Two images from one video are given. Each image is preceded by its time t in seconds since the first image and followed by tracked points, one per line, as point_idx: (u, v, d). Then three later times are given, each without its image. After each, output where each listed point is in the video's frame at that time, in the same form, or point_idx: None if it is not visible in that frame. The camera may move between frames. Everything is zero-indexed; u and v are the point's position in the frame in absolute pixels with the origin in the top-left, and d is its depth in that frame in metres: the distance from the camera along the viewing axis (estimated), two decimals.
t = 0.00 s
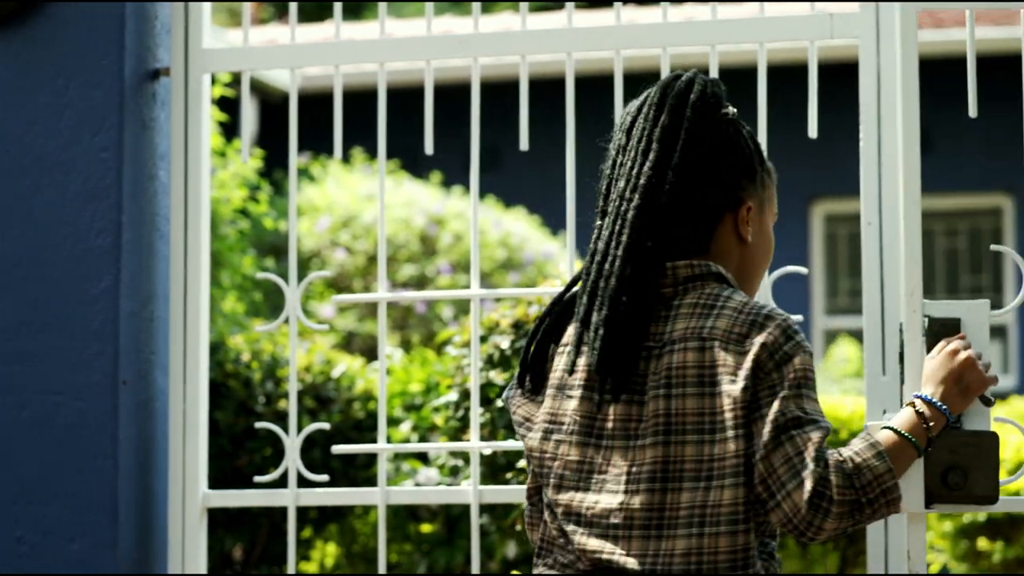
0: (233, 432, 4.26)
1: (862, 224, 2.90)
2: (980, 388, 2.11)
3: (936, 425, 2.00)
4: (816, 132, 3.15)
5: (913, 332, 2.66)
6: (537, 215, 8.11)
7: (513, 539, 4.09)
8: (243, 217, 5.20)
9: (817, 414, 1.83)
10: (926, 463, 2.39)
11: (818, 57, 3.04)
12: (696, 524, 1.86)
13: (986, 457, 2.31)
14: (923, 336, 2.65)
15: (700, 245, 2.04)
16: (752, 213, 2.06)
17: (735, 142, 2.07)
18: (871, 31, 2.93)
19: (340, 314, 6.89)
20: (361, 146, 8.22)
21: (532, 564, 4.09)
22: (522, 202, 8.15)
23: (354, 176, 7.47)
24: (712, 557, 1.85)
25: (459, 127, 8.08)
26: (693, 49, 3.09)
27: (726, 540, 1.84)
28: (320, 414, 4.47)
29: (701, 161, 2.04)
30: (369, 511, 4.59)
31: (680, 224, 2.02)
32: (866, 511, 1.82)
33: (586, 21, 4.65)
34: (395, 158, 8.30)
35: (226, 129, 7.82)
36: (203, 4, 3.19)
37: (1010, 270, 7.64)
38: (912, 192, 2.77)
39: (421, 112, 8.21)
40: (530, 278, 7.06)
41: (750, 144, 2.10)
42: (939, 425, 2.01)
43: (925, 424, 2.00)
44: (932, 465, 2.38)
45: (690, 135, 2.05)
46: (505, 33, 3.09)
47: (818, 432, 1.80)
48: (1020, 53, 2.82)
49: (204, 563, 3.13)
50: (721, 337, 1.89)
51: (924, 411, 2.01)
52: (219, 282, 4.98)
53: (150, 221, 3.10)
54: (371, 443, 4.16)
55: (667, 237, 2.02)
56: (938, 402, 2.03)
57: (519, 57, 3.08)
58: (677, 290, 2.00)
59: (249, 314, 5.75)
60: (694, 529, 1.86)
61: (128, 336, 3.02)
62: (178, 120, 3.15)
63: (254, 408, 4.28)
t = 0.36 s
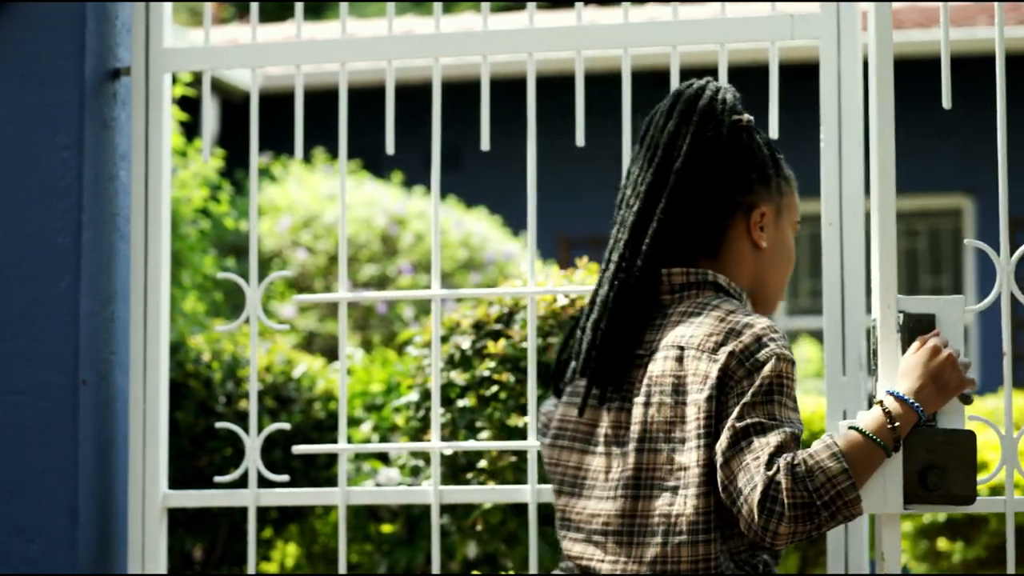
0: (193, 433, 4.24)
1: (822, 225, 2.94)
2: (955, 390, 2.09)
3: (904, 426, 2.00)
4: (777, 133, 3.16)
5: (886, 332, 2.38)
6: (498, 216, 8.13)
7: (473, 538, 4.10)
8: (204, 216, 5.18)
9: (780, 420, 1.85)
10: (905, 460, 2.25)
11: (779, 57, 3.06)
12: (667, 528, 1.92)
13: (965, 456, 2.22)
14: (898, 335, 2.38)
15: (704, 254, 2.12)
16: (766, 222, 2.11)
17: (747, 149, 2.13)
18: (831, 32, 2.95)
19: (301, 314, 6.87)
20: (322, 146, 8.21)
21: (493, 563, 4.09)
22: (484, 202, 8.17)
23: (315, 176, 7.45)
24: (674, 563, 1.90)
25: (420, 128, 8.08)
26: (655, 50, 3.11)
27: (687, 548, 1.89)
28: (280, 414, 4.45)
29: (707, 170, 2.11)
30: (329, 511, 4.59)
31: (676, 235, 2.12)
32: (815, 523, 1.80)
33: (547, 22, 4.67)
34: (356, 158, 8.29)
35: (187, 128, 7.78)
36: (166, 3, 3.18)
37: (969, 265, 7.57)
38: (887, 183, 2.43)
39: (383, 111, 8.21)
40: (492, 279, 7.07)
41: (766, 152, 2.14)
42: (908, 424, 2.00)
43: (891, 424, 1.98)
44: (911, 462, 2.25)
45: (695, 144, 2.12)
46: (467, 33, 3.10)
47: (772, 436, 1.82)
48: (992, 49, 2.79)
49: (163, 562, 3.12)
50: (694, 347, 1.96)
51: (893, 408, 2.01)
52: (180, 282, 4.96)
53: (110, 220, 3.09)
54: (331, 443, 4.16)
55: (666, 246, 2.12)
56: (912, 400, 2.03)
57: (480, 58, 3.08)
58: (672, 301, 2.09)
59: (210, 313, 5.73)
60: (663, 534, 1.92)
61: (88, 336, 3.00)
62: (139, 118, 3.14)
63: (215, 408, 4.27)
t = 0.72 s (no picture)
0: (150, 432, 4.21)
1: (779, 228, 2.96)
2: (911, 385, 2.09)
3: (855, 412, 2.05)
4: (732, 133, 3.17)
5: (851, 330, 2.20)
6: (455, 216, 8.14)
7: (430, 539, 4.10)
8: (160, 216, 5.16)
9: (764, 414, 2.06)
10: (871, 459, 2.12)
11: (736, 57, 3.08)
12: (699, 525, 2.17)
13: (929, 455, 2.12)
14: (862, 333, 2.20)
15: (761, 251, 2.28)
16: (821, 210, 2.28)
17: (795, 144, 2.27)
18: (787, 31, 2.98)
19: (258, 314, 6.85)
20: (279, 146, 8.18)
21: (449, 563, 4.16)
22: (440, 202, 8.18)
23: (272, 176, 7.41)
24: (711, 558, 2.15)
25: (376, 129, 8.08)
26: (614, 51, 3.13)
27: (716, 545, 2.14)
28: (236, 413, 4.44)
29: (757, 173, 2.23)
30: (286, 511, 4.58)
31: (725, 234, 2.26)
32: (764, 505, 2.01)
33: (504, 24, 4.71)
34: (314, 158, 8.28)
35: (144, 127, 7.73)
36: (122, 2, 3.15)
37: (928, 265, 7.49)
38: (852, 170, 2.22)
39: (340, 111, 8.23)
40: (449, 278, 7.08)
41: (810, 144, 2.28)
42: (857, 412, 2.06)
43: (840, 410, 2.05)
44: (875, 461, 2.12)
45: (743, 147, 2.24)
46: (423, 34, 3.11)
47: (738, 423, 2.05)
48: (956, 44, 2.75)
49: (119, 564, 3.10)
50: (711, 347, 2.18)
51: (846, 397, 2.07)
52: (136, 281, 4.93)
53: (66, 220, 3.09)
54: (287, 443, 4.16)
55: (719, 248, 2.27)
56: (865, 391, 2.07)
57: (437, 57, 3.09)
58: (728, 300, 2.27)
59: (166, 312, 5.70)
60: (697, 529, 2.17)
61: (44, 335, 2.99)
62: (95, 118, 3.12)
63: (171, 407, 4.25)
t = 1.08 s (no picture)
0: (104, 432, 4.21)
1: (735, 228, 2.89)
2: (847, 382, 1.80)
3: (785, 396, 1.81)
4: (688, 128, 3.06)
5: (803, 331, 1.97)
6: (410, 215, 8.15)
7: (384, 538, 4.12)
8: (115, 215, 5.14)
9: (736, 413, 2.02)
10: (821, 459, 1.88)
11: (690, 57, 3.10)
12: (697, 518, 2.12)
13: (880, 454, 1.88)
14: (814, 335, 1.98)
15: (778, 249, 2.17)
16: (844, 205, 2.12)
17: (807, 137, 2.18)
18: (742, 32, 3.01)
19: (213, 314, 6.83)
20: (234, 145, 8.16)
21: (403, 564, 4.18)
22: (395, 202, 8.17)
23: (227, 176, 7.39)
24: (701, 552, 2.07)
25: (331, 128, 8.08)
26: (569, 52, 3.15)
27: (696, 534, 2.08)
28: (191, 413, 4.42)
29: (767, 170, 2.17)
30: (240, 511, 4.58)
31: (737, 231, 2.17)
32: (688, 481, 1.84)
33: (459, 25, 4.74)
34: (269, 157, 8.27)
35: (97, 126, 7.68)
36: None
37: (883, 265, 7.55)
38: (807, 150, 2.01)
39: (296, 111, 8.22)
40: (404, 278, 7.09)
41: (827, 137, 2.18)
42: (788, 396, 1.81)
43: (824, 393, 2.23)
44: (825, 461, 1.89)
45: (750, 147, 2.18)
46: (376, 34, 3.10)
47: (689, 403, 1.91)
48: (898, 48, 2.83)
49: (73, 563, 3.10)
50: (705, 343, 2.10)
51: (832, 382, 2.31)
52: (90, 281, 4.90)
53: (20, 219, 3.07)
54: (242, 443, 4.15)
55: (733, 250, 2.17)
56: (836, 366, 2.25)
57: (392, 56, 3.10)
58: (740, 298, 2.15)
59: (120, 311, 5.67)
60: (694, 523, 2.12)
61: None
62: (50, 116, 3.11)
63: (125, 407, 4.24)
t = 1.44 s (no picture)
0: (60, 431, 4.18)
1: (691, 226, 2.90)
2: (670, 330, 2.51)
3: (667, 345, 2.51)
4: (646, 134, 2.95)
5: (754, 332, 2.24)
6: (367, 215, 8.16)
7: (340, 538, 4.13)
8: (71, 214, 5.11)
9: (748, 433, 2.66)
10: (771, 462, 2.17)
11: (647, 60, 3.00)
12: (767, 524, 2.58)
13: (827, 451, 2.16)
14: (762, 334, 2.24)
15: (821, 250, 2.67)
16: (881, 216, 2.69)
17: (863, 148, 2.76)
18: (698, 33, 2.92)
19: (169, 313, 6.80)
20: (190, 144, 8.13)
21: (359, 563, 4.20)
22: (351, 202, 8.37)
23: (184, 175, 7.36)
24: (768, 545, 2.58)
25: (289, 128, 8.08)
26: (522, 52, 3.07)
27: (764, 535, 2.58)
28: (147, 413, 4.41)
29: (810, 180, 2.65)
30: (196, 511, 4.57)
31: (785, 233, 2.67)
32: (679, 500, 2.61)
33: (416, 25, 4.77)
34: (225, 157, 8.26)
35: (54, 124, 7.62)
36: None
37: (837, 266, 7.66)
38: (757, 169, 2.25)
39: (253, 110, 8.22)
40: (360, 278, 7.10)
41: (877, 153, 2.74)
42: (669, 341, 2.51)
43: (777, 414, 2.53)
44: (776, 463, 2.17)
45: (795, 157, 2.65)
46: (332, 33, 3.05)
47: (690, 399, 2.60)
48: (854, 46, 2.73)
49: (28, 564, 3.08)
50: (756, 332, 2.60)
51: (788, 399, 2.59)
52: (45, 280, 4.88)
53: None
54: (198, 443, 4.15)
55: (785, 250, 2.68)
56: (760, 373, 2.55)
57: (349, 56, 3.04)
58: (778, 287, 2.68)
59: (75, 310, 5.65)
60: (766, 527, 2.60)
61: None
62: (5, 114, 3.10)
63: (81, 406, 4.22)
